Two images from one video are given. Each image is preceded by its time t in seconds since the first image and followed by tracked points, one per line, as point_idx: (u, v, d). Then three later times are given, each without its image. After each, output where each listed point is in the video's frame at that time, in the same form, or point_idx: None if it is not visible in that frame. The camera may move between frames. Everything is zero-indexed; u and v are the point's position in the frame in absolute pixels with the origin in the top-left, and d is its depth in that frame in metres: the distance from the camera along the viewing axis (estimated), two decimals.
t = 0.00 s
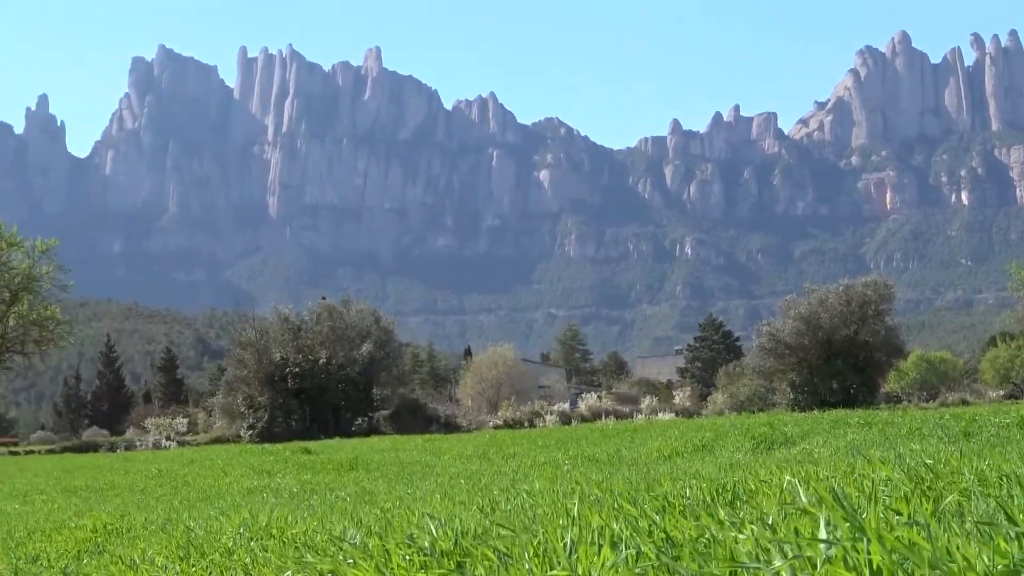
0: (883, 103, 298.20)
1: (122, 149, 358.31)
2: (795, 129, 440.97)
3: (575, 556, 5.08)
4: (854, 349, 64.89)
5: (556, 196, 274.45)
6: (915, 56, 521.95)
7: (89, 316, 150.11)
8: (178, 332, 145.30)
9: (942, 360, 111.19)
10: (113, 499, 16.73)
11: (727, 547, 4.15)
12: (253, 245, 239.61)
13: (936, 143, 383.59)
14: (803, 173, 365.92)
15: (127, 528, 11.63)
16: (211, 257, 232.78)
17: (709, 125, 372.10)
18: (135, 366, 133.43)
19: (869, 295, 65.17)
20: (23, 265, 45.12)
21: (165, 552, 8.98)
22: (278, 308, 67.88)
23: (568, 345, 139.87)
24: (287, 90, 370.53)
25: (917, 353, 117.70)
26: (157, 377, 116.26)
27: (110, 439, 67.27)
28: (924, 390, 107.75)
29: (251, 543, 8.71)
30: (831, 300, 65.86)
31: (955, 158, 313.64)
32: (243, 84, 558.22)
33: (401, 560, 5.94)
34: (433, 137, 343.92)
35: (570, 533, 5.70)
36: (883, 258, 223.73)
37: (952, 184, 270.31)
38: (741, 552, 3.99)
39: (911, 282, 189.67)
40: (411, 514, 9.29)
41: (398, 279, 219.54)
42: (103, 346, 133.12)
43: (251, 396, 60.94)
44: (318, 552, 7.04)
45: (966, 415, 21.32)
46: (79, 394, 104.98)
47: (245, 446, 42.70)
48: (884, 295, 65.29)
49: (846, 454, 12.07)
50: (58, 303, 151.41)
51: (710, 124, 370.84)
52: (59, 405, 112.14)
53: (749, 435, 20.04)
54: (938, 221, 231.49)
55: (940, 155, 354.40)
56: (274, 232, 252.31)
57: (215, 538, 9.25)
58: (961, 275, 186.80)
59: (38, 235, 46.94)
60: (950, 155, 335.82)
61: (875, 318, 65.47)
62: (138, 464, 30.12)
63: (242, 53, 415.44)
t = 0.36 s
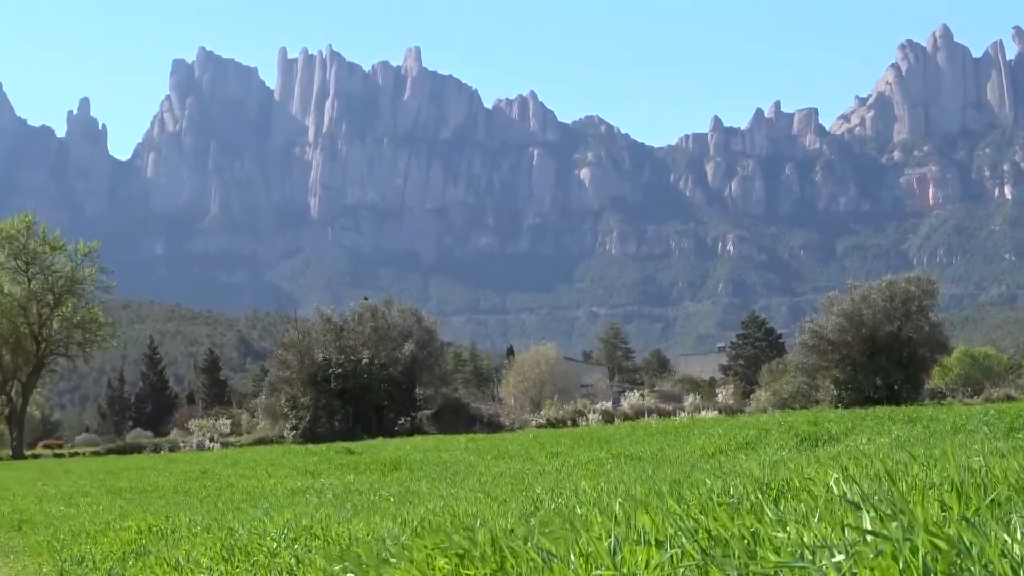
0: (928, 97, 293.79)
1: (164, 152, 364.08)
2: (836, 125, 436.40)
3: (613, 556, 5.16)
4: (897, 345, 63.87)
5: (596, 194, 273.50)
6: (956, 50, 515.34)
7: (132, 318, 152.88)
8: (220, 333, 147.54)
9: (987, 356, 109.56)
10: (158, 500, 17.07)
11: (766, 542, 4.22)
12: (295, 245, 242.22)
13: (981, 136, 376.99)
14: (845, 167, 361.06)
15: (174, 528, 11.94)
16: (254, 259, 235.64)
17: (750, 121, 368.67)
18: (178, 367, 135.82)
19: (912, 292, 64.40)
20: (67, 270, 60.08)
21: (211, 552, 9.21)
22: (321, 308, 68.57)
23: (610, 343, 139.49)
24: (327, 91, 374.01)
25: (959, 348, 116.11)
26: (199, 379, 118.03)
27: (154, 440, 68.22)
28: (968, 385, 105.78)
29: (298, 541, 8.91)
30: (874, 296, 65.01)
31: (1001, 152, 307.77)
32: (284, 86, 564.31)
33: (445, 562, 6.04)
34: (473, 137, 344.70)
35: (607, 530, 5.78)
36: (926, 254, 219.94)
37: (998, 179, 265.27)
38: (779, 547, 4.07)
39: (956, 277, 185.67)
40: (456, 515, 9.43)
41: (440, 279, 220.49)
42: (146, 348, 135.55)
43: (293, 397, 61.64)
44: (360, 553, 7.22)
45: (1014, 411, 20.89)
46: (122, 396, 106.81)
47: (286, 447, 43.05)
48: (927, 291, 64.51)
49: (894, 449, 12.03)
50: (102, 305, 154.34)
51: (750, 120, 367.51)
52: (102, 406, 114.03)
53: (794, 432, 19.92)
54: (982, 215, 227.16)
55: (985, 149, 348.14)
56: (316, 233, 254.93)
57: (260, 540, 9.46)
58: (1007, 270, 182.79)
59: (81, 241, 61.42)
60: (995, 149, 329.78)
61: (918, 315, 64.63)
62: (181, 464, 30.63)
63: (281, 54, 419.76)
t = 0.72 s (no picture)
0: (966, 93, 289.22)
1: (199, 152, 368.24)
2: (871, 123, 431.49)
3: (645, 557, 5.15)
4: (933, 343, 62.86)
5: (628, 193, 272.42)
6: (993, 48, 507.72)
7: (167, 318, 154.91)
8: (254, 333, 149.19)
9: None
10: (192, 500, 17.31)
11: (797, 548, 4.17)
12: (328, 245, 243.97)
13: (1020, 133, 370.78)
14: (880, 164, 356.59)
15: (209, 528, 12.12)
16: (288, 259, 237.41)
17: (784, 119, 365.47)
18: (212, 367, 137.58)
19: (947, 290, 63.18)
20: (102, 270, 61.26)
21: (244, 553, 9.33)
22: (355, 308, 68.85)
23: (644, 343, 139.00)
24: (360, 92, 376.11)
25: (997, 347, 114.14)
26: (233, 379, 119.31)
27: (189, 440, 68.69)
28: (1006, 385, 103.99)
29: (333, 543, 9.03)
30: (909, 295, 64.05)
31: None
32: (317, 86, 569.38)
33: (477, 561, 6.02)
34: (506, 136, 344.90)
35: (639, 532, 5.76)
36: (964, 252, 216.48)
37: None
38: (816, 548, 4.03)
39: (993, 275, 182.51)
40: (487, 514, 9.47)
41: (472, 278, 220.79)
42: (182, 348, 137.35)
43: (327, 397, 62.48)
44: (392, 554, 7.26)
45: None
46: (158, 396, 108.17)
47: (320, 447, 43.49)
48: (962, 288, 63.30)
49: (936, 446, 11.86)
50: (137, 305, 156.61)
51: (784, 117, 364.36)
52: (137, 406, 115.33)
53: (828, 430, 19.70)
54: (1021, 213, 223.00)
55: None
56: (350, 233, 256.54)
57: (294, 538, 9.55)
58: None
59: (115, 241, 62.47)
60: None
61: (954, 313, 63.44)
62: (216, 464, 31.09)
63: (315, 55, 422.85)
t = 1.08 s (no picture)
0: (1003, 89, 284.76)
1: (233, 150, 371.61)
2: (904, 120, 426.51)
3: (675, 553, 5.19)
4: (965, 342, 62.08)
5: (661, 190, 270.92)
6: None
7: (200, 316, 156.57)
8: (286, 330, 150.65)
9: None
10: (227, 498, 17.46)
11: (819, 551, 4.16)
12: (360, 243, 245.26)
13: None
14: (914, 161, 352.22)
15: (242, 526, 12.25)
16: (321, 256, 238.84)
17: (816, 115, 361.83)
18: (245, 364, 138.76)
19: (980, 287, 62.29)
20: (134, 267, 62.22)
21: (278, 549, 9.51)
22: (387, 306, 68.93)
23: (675, 340, 138.36)
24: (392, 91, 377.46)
25: None
26: (266, 376, 120.23)
27: (222, 437, 69.18)
28: None
29: (368, 539, 9.10)
30: (942, 292, 62.85)
31: None
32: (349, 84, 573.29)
33: (512, 557, 6.14)
34: (537, 133, 344.34)
35: (670, 528, 5.82)
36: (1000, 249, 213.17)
37: None
38: (839, 548, 4.06)
39: None
40: (521, 511, 9.48)
41: (504, 276, 220.76)
42: (214, 345, 138.70)
43: (359, 394, 62.91)
44: (428, 550, 7.30)
45: None
46: (191, 393, 109.14)
47: (351, 444, 43.60)
48: (995, 286, 62.47)
49: (976, 445, 11.68)
50: (171, 303, 158.39)
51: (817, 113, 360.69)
52: (170, 403, 116.22)
53: (862, 428, 19.44)
54: None
55: None
56: (381, 230, 257.72)
57: (327, 537, 9.68)
58: None
59: (148, 240, 63.81)
60: None
61: (986, 310, 62.56)
62: (249, 461, 31.42)
63: (348, 52, 425.07)
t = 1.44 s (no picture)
0: None
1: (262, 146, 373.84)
2: (934, 115, 421.08)
3: (702, 550, 5.19)
4: (994, 338, 61.18)
5: (689, 186, 269.36)
6: None
7: (228, 312, 157.84)
8: (315, 327, 151.99)
9: None
10: (255, 495, 17.65)
11: (844, 545, 4.18)
12: (389, 239, 246.22)
13: None
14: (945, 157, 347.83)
15: (270, 521, 12.40)
16: (350, 252, 239.96)
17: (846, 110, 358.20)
18: (274, 361, 139.63)
19: (1009, 283, 61.97)
20: (164, 264, 63.09)
21: (307, 545, 9.62)
22: (415, 302, 69.45)
23: (704, 337, 137.58)
24: (420, 88, 378.24)
25: None
26: (294, 373, 120.96)
27: (251, 433, 69.41)
28: None
29: (395, 534, 9.25)
30: (971, 289, 62.48)
31: None
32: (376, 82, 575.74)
33: (538, 554, 6.14)
34: (565, 129, 343.71)
35: (699, 522, 5.80)
36: None
37: None
38: (864, 545, 4.05)
39: None
40: (547, 505, 9.54)
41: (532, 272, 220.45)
42: (243, 343, 139.81)
43: (388, 391, 62.84)
44: (458, 547, 7.34)
45: None
46: (221, 390, 109.79)
47: (380, 441, 43.77)
48: None
49: (1010, 437, 11.61)
50: (200, 299, 159.76)
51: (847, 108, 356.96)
52: (198, 400, 116.77)
53: (889, 424, 19.29)
54: None
55: None
56: (410, 227, 258.53)
57: (356, 533, 9.77)
58: None
59: (177, 237, 64.67)
60: None
61: (1017, 307, 61.76)
62: (278, 457, 31.76)
63: (376, 50, 426.41)
